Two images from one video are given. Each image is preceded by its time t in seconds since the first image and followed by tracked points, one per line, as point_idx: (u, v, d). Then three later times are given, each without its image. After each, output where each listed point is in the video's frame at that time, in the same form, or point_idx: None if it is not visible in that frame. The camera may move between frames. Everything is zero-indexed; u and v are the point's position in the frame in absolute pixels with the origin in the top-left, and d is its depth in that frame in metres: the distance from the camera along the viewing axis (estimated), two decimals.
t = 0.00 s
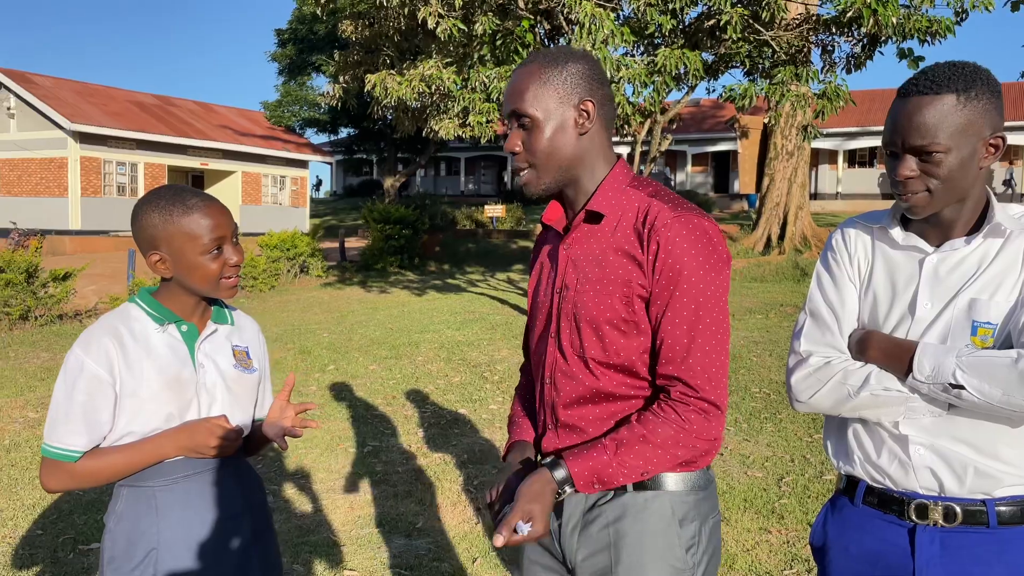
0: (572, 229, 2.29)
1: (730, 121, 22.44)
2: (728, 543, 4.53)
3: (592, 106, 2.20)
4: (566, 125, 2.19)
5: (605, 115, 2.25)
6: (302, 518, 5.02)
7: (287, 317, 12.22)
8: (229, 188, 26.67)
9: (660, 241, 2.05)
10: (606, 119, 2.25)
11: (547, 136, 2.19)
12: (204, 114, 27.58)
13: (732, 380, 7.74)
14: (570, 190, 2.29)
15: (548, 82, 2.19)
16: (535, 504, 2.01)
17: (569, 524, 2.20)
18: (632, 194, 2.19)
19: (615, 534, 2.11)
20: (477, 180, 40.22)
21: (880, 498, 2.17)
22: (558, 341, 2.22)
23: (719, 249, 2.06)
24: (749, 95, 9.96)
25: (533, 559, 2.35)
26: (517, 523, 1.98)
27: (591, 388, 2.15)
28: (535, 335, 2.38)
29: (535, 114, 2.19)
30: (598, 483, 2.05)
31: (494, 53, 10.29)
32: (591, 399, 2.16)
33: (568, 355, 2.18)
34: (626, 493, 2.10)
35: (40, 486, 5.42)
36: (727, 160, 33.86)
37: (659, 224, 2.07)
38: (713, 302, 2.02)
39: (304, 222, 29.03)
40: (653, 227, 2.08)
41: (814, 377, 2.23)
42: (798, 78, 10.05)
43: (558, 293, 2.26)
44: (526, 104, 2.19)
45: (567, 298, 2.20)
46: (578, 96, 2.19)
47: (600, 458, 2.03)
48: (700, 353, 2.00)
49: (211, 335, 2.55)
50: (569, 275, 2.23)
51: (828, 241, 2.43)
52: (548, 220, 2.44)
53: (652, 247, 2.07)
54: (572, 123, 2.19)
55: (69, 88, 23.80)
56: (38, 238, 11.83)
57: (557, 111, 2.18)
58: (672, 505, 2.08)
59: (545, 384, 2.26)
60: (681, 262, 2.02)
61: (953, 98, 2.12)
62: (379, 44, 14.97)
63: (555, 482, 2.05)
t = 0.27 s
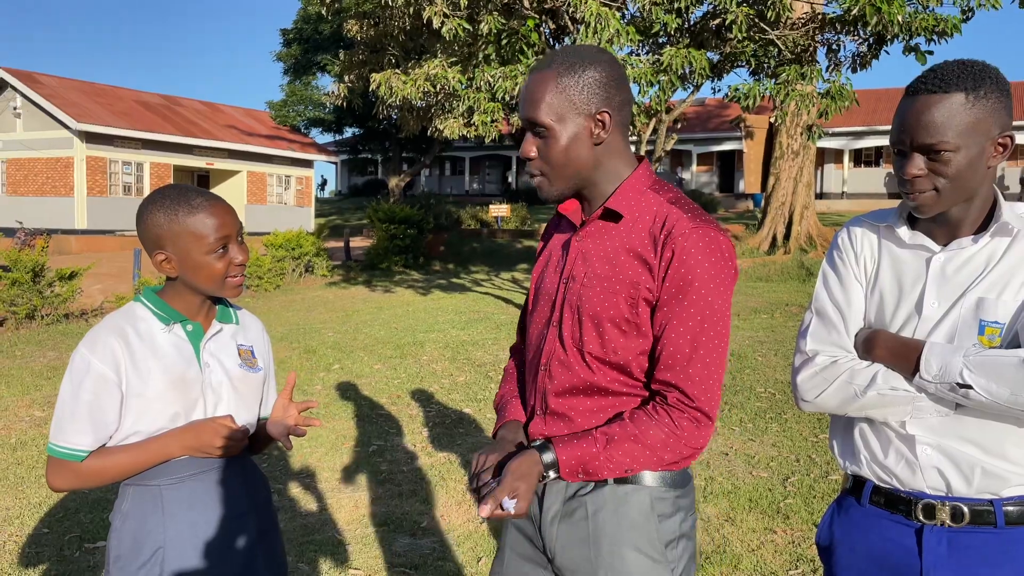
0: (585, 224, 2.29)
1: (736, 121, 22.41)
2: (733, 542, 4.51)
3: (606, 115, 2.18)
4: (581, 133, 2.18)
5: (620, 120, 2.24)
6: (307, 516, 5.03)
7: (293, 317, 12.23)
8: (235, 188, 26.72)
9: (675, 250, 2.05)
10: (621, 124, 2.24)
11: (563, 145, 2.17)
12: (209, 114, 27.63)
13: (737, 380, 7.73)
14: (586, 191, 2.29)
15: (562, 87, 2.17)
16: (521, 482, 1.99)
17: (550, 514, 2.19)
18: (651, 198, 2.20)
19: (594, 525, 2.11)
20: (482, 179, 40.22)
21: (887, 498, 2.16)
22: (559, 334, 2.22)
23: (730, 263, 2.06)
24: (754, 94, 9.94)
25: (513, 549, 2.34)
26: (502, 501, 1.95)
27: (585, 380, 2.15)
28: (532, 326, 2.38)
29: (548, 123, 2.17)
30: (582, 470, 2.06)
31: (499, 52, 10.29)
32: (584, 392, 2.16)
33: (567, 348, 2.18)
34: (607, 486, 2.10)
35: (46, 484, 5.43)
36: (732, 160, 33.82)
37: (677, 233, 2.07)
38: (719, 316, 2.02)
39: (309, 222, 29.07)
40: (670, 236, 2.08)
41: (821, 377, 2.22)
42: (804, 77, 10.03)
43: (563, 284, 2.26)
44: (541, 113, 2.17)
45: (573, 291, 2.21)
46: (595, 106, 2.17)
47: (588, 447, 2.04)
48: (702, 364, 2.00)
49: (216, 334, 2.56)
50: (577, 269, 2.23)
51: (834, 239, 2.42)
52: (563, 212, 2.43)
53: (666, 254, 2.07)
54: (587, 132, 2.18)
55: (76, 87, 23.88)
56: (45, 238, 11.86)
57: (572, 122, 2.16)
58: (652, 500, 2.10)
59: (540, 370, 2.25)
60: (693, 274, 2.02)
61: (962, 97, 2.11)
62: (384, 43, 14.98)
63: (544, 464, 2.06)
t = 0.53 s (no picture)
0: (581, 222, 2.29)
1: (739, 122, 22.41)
2: (736, 543, 4.51)
3: (608, 112, 2.18)
4: (584, 130, 2.18)
5: (622, 117, 2.25)
6: (310, 515, 5.04)
7: (296, 316, 12.25)
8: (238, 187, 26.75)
9: (667, 248, 2.05)
10: (623, 121, 2.25)
11: (564, 140, 2.18)
12: (213, 113, 27.67)
13: (739, 381, 7.73)
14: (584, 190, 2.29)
15: (563, 84, 2.18)
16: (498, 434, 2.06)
17: (539, 509, 2.21)
18: (646, 198, 2.19)
19: (581, 521, 2.12)
20: (485, 179, 40.23)
21: (892, 499, 2.16)
22: (553, 331, 2.22)
23: (723, 262, 2.06)
24: (758, 94, 9.94)
25: (505, 543, 2.36)
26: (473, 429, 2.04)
27: (577, 377, 2.15)
28: (529, 322, 2.38)
29: (551, 118, 2.17)
30: (573, 463, 2.06)
31: (503, 52, 10.29)
32: (574, 388, 2.17)
33: (560, 345, 2.18)
34: (594, 483, 2.11)
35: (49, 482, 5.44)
36: (735, 160, 33.81)
37: (669, 233, 2.07)
38: (711, 315, 2.02)
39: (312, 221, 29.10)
40: (662, 234, 2.08)
41: (825, 377, 2.22)
42: (808, 78, 10.03)
43: (557, 283, 2.26)
44: (543, 108, 2.18)
45: (566, 290, 2.21)
46: (596, 102, 2.18)
47: (580, 439, 2.04)
48: (693, 363, 2.01)
49: (221, 333, 2.56)
50: (571, 266, 2.24)
51: (839, 239, 2.42)
52: (561, 210, 2.43)
53: (658, 253, 2.08)
54: (589, 128, 2.18)
55: (80, 86, 23.92)
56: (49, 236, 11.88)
57: (573, 117, 2.17)
58: (637, 498, 2.10)
59: (532, 367, 2.25)
60: (684, 272, 2.02)
61: (968, 97, 2.10)
62: (388, 43, 15.00)
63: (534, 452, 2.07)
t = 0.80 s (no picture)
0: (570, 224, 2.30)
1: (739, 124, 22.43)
2: (734, 544, 4.52)
3: (595, 113, 2.19)
4: (571, 131, 2.19)
5: (609, 117, 2.25)
6: (308, 515, 5.04)
7: (296, 316, 12.25)
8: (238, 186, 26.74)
9: (654, 248, 2.06)
10: (610, 122, 2.25)
11: (552, 141, 2.19)
12: (213, 112, 27.67)
13: (738, 382, 7.73)
14: (572, 191, 2.30)
15: (551, 86, 2.18)
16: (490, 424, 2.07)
17: (533, 508, 2.21)
18: (633, 198, 2.20)
19: (574, 520, 2.13)
20: (485, 179, 40.22)
21: (890, 502, 2.16)
22: (543, 331, 2.22)
23: (710, 260, 2.07)
24: (758, 96, 9.95)
25: (502, 540, 2.37)
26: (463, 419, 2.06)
27: (569, 377, 2.16)
28: (521, 323, 2.39)
29: (539, 119, 2.18)
30: (565, 458, 2.07)
31: (504, 53, 10.31)
32: (566, 389, 2.17)
33: (551, 346, 2.19)
34: (586, 482, 2.12)
35: (48, 481, 5.44)
36: (735, 162, 33.84)
37: (656, 232, 2.08)
38: (699, 313, 2.03)
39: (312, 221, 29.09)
40: (649, 234, 2.09)
41: (824, 381, 2.23)
42: (807, 80, 10.05)
43: (546, 285, 2.27)
44: (530, 110, 2.19)
45: (555, 291, 2.21)
46: (583, 104, 2.19)
47: (572, 435, 2.06)
48: (682, 361, 2.01)
49: (227, 334, 2.57)
50: (560, 267, 2.24)
51: (838, 242, 2.43)
52: (551, 212, 2.43)
53: (645, 253, 2.08)
54: (576, 129, 2.19)
55: (80, 85, 23.92)
56: (48, 235, 11.88)
57: (560, 118, 2.18)
58: (629, 497, 2.10)
59: (525, 368, 2.26)
60: (671, 271, 2.03)
61: (968, 101, 2.11)
62: (389, 43, 15.00)
63: (527, 446, 2.08)
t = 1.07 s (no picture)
0: (556, 226, 2.31)
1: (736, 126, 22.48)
2: (727, 545, 4.54)
3: (577, 112, 2.20)
4: (553, 132, 2.20)
5: (592, 116, 2.26)
6: (303, 514, 5.04)
7: (291, 315, 12.25)
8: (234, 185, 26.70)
9: (640, 248, 2.07)
10: (592, 122, 2.26)
11: (535, 143, 2.20)
12: (209, 111, 27.63)
13: (733, 384, 7.75)
14: (556, 191, 2.31)
15: (534, 87, 2.19)
16: (492, 454, 2.06)
17: (528, 507, 2.23)
18: (616, 198, 2.21)
19: (569, 519, 2.14)
20: (482, 179, 40.21)
21: (884, 504, 2.18)
22: (534, 332, 2.23)
23: (696, 257, 2.08)
24: (754, 98, 9.98)
25: (496, 539, 2.38)
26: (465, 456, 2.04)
27: (560, 379, 2.17)
28: (512, 324, 2.39)
29: (521, 122, 2.19)
30: (560, 460, 2.08)
31: (501, 54, 10.32)
32: (558, 389, 2.18)
33: (542, 346, 2.19)
34: (581, 481, 2.13)
35: (42, 479, 5.44)
36: (731, 163, 33.90)
37: (642, 232, 2.09)
38: (685, 311, 2.04)
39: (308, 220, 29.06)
40: (634, 234, 2.10)
41: (817, 382, 2.24)
42: (803, 82, 10.07)
43: (535, 287, 2.28)
44: (513, 112, 2.19)
45: (544, 293, 2.22)
46: (564, 104, 2.19)
47: (566, 436, 2.07)
48: (671, 359, 2.02)
49: (243, 336, 2.57)
50: (547, 270, 2.25)
51: (833, 245, 2.44)
52: (535, 213, 2.43)
53: (631, 253, 2.10)
54: (558, 130, 2.20)
55: (76, 82, 23.87)
56: (43, 233, 11.86)
57: (542, 120, 2.18)
58: (622, 495, 2.11)
59: (516, 369, 2.27)
60: (657, 269, 2.04)
61: (959, 103, 2.12)
62: (386, 43, 15.00)
63: (524, 451, 2.09)
